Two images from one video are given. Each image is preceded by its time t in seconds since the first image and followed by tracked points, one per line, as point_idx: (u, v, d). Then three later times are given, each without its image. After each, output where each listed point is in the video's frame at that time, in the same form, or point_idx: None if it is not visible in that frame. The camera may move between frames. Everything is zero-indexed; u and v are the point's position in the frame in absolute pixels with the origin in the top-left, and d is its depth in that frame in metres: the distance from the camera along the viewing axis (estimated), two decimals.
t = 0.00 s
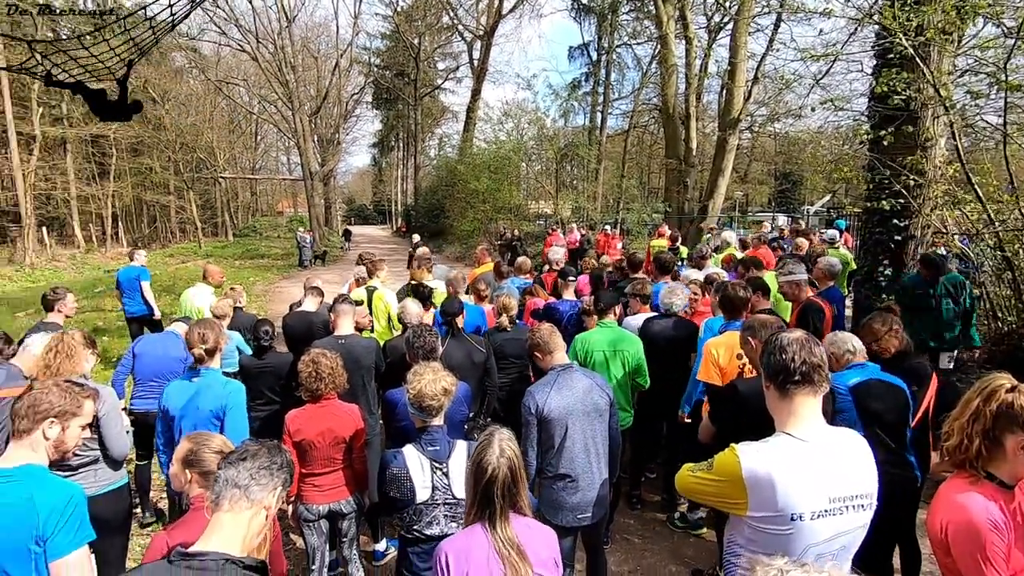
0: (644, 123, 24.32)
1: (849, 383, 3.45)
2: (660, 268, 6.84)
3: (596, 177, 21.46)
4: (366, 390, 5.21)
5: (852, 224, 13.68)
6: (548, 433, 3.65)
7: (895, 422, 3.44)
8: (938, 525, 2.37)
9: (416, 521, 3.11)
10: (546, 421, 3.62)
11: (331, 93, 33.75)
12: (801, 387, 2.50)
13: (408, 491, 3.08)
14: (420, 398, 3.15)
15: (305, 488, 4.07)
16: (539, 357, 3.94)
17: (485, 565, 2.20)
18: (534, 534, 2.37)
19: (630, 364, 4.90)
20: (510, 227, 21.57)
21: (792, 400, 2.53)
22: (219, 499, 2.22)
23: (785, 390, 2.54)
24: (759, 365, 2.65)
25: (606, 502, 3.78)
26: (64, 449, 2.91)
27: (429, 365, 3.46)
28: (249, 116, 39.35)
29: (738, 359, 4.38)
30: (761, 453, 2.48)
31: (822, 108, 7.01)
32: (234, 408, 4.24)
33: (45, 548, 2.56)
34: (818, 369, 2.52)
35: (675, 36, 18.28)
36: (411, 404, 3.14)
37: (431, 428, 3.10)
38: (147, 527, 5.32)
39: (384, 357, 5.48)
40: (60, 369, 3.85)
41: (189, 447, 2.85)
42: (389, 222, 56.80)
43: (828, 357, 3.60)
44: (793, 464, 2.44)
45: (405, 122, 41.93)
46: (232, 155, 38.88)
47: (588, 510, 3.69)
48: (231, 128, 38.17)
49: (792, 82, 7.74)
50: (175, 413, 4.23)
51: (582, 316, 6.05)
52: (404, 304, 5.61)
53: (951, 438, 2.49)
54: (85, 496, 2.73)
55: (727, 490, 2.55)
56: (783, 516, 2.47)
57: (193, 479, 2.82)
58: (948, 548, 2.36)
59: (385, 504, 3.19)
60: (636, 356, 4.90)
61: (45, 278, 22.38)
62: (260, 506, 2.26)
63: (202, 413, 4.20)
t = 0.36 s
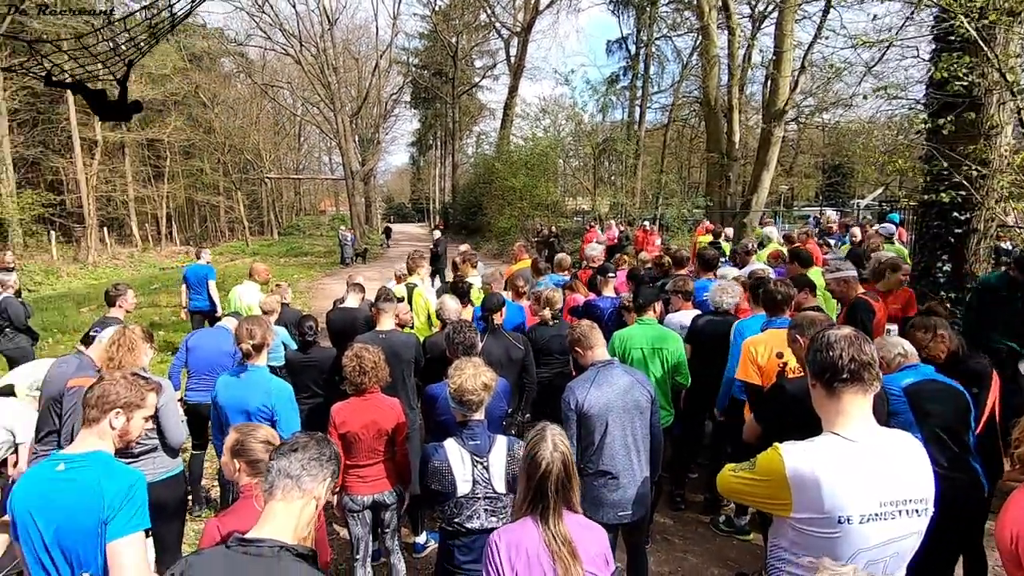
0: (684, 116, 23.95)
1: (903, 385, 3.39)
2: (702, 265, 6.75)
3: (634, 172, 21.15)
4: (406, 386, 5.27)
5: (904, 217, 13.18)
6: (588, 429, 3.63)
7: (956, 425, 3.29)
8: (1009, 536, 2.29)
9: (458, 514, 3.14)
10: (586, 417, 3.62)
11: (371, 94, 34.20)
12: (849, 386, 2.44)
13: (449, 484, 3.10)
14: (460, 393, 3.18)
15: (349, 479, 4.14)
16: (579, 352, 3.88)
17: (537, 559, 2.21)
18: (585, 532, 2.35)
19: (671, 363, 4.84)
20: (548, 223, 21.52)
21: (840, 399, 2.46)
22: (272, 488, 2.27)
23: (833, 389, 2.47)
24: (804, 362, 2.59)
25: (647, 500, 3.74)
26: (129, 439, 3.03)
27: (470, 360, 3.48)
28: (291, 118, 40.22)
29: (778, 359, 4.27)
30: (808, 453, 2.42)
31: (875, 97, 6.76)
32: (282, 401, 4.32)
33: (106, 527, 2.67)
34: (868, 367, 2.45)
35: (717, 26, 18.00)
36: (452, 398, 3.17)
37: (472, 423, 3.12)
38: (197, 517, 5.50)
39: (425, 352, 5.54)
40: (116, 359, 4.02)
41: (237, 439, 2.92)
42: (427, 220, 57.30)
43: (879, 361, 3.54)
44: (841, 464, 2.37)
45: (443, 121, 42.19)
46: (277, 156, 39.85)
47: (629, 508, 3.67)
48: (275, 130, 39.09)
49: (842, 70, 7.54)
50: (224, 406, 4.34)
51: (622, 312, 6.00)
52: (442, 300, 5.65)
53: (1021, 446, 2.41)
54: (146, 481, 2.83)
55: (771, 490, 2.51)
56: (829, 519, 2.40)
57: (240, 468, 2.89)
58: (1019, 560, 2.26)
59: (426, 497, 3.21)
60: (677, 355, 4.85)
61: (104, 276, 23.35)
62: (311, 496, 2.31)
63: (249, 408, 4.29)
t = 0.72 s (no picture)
0: (727, 111, 23.50)
1: (966, 392, 3.25)
2: (744, 262, 6.61)
3: (674, 169, 20.79)
4: (445, 381, 5.31)
5: (961, 213, 12.63)
6: (628, 427, 3.61)
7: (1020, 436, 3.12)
8: None
9: (496, 509, 3.14)
10: (625, 415, 3.60)
11: (410, 93, 34.49)
12: (907, 393, 2.35)
13: (488, 479, 3.12)
14: (493, 390, 3.19)
15: (391, 471, 4.21)
16: (622, 349, 3.81)
17: (581, 559, 2.20)
18: (630, 534, 2.32)
19: (713, 363, 4.76)
20: (585, 221, 21.43)
21: (897, 407, 2.37)
22: (323, 480, 2.30)
23: (888, 396, 2.38)
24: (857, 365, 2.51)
25: (687, 500, 3.68)
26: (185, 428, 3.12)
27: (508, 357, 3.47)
28: (333, 117, 40.94)
29: (826, 361, 4.17)
30: (859, 461, 2.36)
31: (934, 89, 6.53)
32: (322, 396, 4.38)
33: (163, 508, 2.75)
34: (929, 374, 2.35)
35: (763, 17, 17.61)
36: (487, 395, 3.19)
37: (511, 420, 3.13)
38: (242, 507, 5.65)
39: (465, 347, 5.57)
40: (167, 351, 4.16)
41: (278, 431, 2.97)
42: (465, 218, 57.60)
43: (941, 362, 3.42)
44: (897, 475, 2.29)
45: (480, 118, 42.29)
46: (319, 155, 40.65)
47: (669, 506, 3.62)
48: (318, 130, 39.82)
49: (898, 61, 7.34)
50: (266, 397, 4.44)
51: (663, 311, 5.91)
52: (479, 297, 5.65)
53: None
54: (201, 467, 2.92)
55: (818, 498, 2.45)
56: (881, 531, 2.33)
57: (278, 460, 2.94)
58: None
59: (465, 491, 3.23)
60: (720, 355, 4.75)
61: (157, 271, 24.25)
62: (359, 489, 2.35)
63: (292, 402, 4.36)
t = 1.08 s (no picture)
0: (777, 105, 23.01)
1: None
2: (792, 262, 6.43)
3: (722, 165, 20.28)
4: (485, 379, 5.40)
5: None
6: (687, 423, 3.63)
7: None
8: None
9: (532, 507, 3.21)
10: (685, 413, 3.61)
11: (453, 92, 34.85)
12: (965, 402, 2.15)
13: (524, 477, 3.18)
14: (530, 391, 3.25)
15: (432, 466, 4.31)
16: (683, 344, 3.79)
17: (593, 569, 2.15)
18: (647, 546, 2.19)
19: (763, 364, 4.73)
20: (628, 219, 21.30)
21: (954, 417, 2.18)
22: (367, 473, 2.38)
23: (943, 404, 2.19)
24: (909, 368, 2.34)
25: (741, 500, 3.72)
26: (237, 420, 3.29)
27: (547, 357, 3.53)
28: (378, 118, 41.67)
29: (886, 364, 4.05)
30: (911, 473, 2.20)
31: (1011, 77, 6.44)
32: (363, 392, 4.53)
33: (217, 494, 2.92)
34: (988, 383, 2.15)
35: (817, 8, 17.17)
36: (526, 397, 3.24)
37: (548, 419, 3.18)
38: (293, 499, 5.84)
39: (504, 344, 5.63)
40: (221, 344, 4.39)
41: (318, 425, 3.06)
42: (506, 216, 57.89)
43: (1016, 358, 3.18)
44: (953, 488, 2.11)
45: (523, 117, 42.44)
46: (365, 155, 41.44)
47: (725, 504, 3.65)
48: (364, 130, 40.62)
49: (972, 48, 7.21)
50: (311, 391, 4.61)
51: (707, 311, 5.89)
52: (514, 297, 5.76)
53: None
54: (250, 458, 3.06)
55: (865, 510, 2.30)
56: (938, 549, 2.13)
57: (321, 454, 3.05)
58: None
59: (503, 488, 3.31)
60: (769, 358, 4.72)
61: (214, 267, 25.19)
62: (402, 483, 2.42)
63: (335, 397, 4.51)
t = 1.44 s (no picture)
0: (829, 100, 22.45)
1: None
2: (844, 265, 6.16)
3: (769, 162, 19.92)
4: (524, 378, 5.46)
5: None
6: (750, 422, 3.64)
7: None
8: None
9: (571, 508, 3.25)
10: (750, 411, 3.61)
11: (494, 93, 35.06)
12: None
13: (563, 477, 3.23)
14: (571, 391, 3.29)
15: (472, 465, 4.39)
16: (747, 341, 3.79)
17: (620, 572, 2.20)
18: (685, 554, 2.20)
19: (813, 363, 4.57)
20: (670, 219, 21.06)
21: (1017, 426, 2.04)
22: (409, 468, 2.47)
23: (1005, 414, 2.05)
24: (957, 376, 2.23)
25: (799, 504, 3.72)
26: (287, 413, 3.44)
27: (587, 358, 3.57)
28: (420, 119, 42.24)
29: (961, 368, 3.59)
30: (972, 487, 2.01)
31: None
32: (404, 391, 4.65)
33: (269, 486, 3.07)
34: None
35: None
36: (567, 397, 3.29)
37: (587, 420, 3.20)
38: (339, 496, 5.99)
39: (544, 343, 5.65)
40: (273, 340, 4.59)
41: (364, 421, 3.14)
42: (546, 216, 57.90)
43: None
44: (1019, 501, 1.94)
45: (564, 116, 42.40)
46: (408, 156, 42.04)
47: (783, 505, 3.66)
48: (407, 132, 41.22)
49: None
50: (354, 388, 4.75)
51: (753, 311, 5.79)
52: (549, 296, 5.78)
53: None
54: (298, 450, 3.18)
55: (922, 527, 2.10)
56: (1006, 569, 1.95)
57: (359, 450, 3.14)
58: None
59: (541, 488, 3.36)
60: (818, 360, 4.56)
61: (264, 267, 25.99)
62: (443, 480, 2.49)
63: (377, 394, 4.65)
